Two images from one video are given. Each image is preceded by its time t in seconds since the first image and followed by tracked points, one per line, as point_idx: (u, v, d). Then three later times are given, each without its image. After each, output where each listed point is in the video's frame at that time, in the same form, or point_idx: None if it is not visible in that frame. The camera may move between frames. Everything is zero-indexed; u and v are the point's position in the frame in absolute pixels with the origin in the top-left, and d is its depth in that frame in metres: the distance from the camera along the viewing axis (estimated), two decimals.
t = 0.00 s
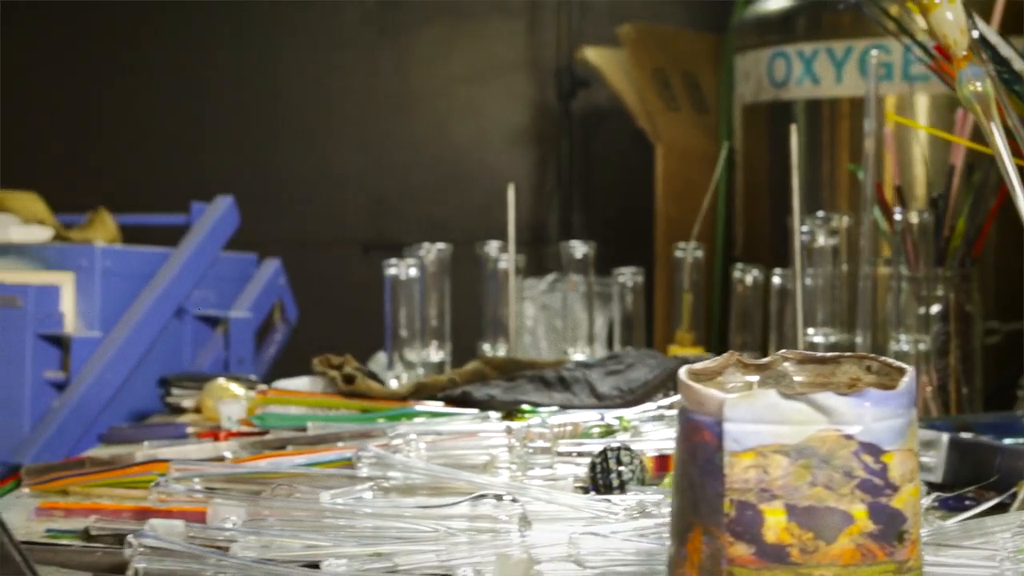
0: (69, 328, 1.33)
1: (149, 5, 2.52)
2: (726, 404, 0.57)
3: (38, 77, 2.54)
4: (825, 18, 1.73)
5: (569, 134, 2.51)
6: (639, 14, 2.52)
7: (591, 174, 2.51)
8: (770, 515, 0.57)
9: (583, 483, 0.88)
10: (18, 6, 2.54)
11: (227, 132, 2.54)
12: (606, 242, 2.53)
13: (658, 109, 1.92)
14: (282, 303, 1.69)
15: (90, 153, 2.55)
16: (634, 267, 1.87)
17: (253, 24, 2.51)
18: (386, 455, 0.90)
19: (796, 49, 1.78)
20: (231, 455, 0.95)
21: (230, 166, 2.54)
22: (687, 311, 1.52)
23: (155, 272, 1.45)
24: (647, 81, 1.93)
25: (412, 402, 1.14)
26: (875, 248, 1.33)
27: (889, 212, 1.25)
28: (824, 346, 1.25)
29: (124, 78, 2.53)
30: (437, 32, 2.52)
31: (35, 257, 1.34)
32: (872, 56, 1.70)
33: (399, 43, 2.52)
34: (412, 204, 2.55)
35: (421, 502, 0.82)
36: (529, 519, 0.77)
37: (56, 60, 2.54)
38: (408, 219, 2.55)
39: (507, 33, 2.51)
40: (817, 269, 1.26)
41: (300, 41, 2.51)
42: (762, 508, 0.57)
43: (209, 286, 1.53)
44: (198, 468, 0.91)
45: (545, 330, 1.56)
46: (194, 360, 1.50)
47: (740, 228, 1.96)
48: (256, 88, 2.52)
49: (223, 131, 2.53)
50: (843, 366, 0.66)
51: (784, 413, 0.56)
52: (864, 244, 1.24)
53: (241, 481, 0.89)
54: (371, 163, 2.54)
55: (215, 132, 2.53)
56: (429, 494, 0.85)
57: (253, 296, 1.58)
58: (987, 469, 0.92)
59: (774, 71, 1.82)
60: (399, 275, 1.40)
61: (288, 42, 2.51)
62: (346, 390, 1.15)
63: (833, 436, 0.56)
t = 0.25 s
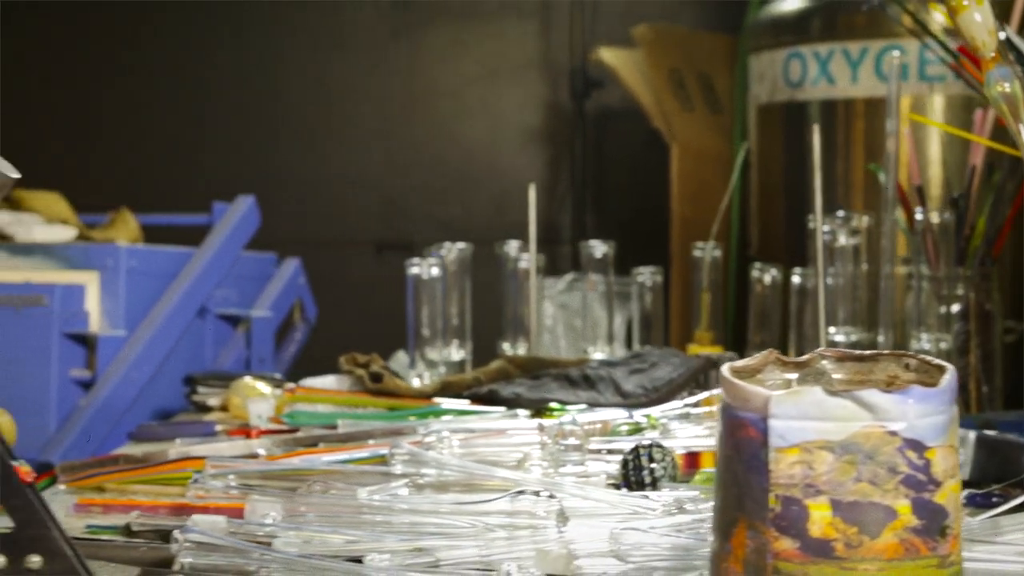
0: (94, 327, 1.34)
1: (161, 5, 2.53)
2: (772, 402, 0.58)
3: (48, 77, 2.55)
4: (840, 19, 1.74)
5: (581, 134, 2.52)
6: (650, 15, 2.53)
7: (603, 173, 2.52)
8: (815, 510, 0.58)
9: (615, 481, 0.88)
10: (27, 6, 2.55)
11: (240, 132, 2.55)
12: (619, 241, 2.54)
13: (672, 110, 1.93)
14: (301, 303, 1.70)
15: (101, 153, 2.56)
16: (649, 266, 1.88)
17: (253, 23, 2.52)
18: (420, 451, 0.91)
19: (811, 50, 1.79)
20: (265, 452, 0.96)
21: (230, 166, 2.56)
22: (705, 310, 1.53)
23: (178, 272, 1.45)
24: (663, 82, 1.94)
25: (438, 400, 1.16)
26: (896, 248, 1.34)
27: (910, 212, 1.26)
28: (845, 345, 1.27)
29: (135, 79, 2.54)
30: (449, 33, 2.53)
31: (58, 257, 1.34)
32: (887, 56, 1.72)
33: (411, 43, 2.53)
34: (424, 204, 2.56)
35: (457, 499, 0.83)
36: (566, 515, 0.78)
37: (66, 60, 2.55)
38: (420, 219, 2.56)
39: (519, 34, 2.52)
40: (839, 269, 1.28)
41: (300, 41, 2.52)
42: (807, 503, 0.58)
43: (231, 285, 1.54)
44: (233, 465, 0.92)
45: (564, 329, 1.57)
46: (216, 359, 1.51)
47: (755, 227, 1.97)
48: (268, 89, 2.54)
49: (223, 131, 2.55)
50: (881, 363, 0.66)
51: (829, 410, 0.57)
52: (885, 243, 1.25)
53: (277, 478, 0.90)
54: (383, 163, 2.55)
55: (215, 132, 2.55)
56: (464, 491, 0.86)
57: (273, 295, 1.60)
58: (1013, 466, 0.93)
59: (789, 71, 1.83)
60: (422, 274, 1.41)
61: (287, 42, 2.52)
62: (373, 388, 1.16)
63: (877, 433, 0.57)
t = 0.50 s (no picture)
0: (120, 325, 1.34)
1: (172, 6, 2.54)
2: (817, 399, 0.59)
3: (59, 78, 2.56)
4: (855, 19, 1.75)
5: (593, 134, 2.53)
6: (662, 14, 2.53)
7: (615, 173, 2.53)
8: (860, 506, 0.59)
9: (647, 479, 0.89)
10: (38, 7, 2.55)
11: (252, 133, 2.57)
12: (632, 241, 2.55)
13: (687, 110, 1.94)
14: (322, 303, 1.71)
15: (114, 153, 2.58)
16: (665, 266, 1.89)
17: (253, 23, 2.53)
18: (454, 449, 0.92)
19: (827, 51, 1.79)
20: (298, 450, 0.97)
21: (229, 166, 2.57)
22: (724, 309, 1.54)
23: (202, 272, 1.46)
24: (678, 83, 1.95)
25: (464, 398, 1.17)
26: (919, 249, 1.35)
27: (932, 211, 1.27)
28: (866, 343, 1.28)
29: (146, 79, 2.55)
30: (461, 33, 2.53)
31: (84, 257, 1.34)
32: (902, 57, 1.73)
33: (423, 44, 2.53)
34: (436, 204, 2.57)
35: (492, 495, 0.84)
36: (604, 511, 0.79)
37: (78, 61, 2.56)
38: (433, 219, 2.57)
39: (530, 34, 2.53)
40: (859, 268, 1.29)
41: (299, 40, 2.54)
42: (851, 498, 0.59)
43: (252, 285, 1.55)
44: (268, 463, 0.93)
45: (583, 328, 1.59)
46: (238, 358, 1.52)
47: (770, 227, 1.98)
48: (280, 89, 2.55)
49: (222, 130, 2.56)
50: (918, 361, 0.67)
51: (873, 407, 0.58)
52: (907, 244, 1.26)
53: (310, 475, 0.91)
54: (396, 163, 2.56)
55: (214, 132, 2.56)
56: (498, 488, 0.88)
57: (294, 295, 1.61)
58: None
59: (804, 72, 1.84)
60: (444, 273, 1.43)
61: (287, 42, 2.53)
62: (401, 386, 1.17)
63: (921, 429, 0.58)
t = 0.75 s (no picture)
0: (144, 324, 1.35)
1: (182, 6, 2.54)
2: (859, 396, 0.60)
3: (71, 78, 2.57)
4: (869, 20, 1.76)
5: (604, 134, 2.54)
6: (673, 15, 2.54)
7: (626, 172, 2.54)
8: (902, 501, 0.59)
9: (679, 476, 0.90)
10: (49, 7, 2.55)
11: (264, 133, 2.57)
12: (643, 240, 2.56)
13: (701, 109, 1.94)
14: (340, 302, 1.73)
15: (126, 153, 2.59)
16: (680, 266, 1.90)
17: (252, 23, 2.53)
18: (485, 446, 0.93)
19: (841, 52, 1.80)
20: (330, 447, 0.98)
21: (230, 166, 2.58)
22: (742, 308, 1.55)
23: (223, 272, 1.47)
24: (692, 83, 1.95)
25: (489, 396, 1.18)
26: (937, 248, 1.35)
27: (951, 211, 1.28)
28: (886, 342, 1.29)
29: (158, 79, 2.55)
30: (473, 33, 2.54)
31: (108, 257, 1.35)
32: (917, 57, 1.74)
33: (436, 44, 2.54)
34: (448, 204, 2.58)
35: (526, 492, 0.86)
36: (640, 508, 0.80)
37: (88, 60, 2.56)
38: (445, 218, 2.59)
39: (541, 35, 2.54)
40: (879, 267, 1.30)
41: (299, 40, 2.54)
42: (893, 493, 0.60)
43: (273, 284, 1.56)
44: (301, 460, 0.94)
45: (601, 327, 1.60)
46: (259, 357, 1.53)
47: (784, 226, 2.00)
48: (292, 90, 2.55)
49: (223, 130, 2.57)
50: (954, 359, 0.68)
51: (915, 404, 0.59)
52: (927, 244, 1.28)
53: (344, 472, 0.92)
54: (408, 163, 2.57)
55: (214, 132, 2.56)
56: (531, 484, 0.89)
57: (314, 293, 1.62)
58: None
59: (819, 72, 1.85)
60: (465, 273, 1.44)
61: (286, 42, 2.54)
62: (427, 384, 1.19)
63: (963, 426, 0.59)
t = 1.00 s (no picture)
0: (169, 324, 1.36)
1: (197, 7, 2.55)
2: (902, 393, 0.60)
3: (106, 78, 2.65)
4: (886, 22, 1.77)
5: (619, 135, 2.55)
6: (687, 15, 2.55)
7: (639, 172, 2.55)
8: (945, 497, 0.60)
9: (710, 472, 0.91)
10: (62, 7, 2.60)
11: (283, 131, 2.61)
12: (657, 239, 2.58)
13: (717, 110, 1.96)
14: (361, 301, 1.74)
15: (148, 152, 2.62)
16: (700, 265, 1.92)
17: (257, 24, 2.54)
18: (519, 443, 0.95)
19: (858, 52, 1.82)
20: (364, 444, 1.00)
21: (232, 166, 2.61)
22: (763, 306, 1.57)
23: (246, 270, 1.48)
24: (709, 83, 1.96)
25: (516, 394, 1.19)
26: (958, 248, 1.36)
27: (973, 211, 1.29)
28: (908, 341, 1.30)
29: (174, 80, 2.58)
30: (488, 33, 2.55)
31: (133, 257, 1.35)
32: (935, 57, 1.75)
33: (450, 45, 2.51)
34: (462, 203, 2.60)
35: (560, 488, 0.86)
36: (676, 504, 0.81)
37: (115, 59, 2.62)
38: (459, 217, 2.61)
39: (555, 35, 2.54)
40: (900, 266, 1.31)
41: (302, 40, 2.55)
42: (936, 489, 0.60)
43: (296, 284, 1.57)
44: (336, 456, 0.95)
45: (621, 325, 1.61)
46: (282, 356, 1.54)
47: (800, 226, 2.01)
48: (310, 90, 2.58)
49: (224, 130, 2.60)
50: (992, 358, 0.69)
51: (958, 400, 0.59)
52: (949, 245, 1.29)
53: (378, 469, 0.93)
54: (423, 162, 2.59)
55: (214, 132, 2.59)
56: (565, 481, 0.90)
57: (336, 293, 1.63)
58: None
59: (837, 73, 1.86)
60: (488, 272, 1.46)
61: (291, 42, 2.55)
62: (455, 382, 1.20)
63: (1006, 423, 0.60)
